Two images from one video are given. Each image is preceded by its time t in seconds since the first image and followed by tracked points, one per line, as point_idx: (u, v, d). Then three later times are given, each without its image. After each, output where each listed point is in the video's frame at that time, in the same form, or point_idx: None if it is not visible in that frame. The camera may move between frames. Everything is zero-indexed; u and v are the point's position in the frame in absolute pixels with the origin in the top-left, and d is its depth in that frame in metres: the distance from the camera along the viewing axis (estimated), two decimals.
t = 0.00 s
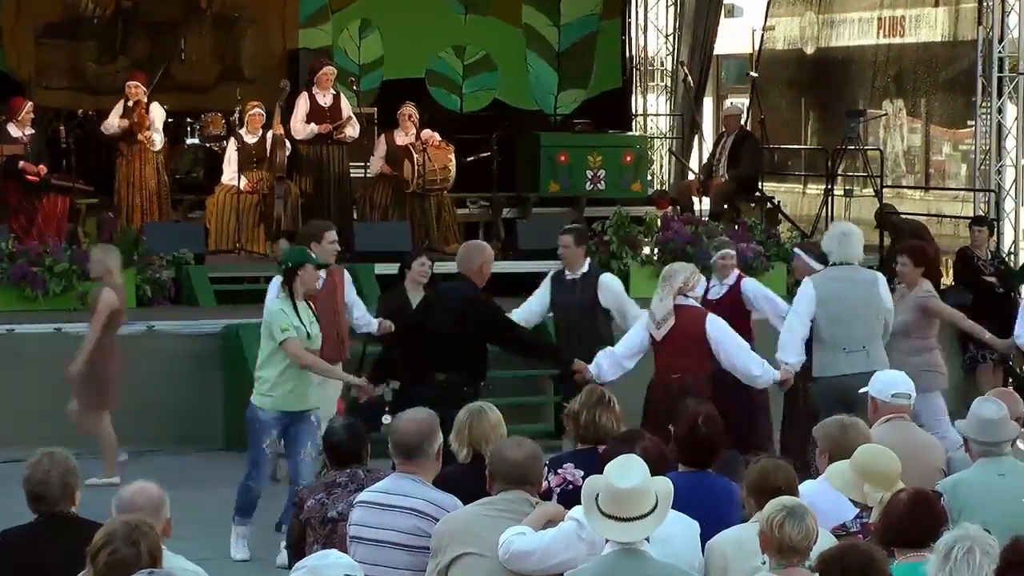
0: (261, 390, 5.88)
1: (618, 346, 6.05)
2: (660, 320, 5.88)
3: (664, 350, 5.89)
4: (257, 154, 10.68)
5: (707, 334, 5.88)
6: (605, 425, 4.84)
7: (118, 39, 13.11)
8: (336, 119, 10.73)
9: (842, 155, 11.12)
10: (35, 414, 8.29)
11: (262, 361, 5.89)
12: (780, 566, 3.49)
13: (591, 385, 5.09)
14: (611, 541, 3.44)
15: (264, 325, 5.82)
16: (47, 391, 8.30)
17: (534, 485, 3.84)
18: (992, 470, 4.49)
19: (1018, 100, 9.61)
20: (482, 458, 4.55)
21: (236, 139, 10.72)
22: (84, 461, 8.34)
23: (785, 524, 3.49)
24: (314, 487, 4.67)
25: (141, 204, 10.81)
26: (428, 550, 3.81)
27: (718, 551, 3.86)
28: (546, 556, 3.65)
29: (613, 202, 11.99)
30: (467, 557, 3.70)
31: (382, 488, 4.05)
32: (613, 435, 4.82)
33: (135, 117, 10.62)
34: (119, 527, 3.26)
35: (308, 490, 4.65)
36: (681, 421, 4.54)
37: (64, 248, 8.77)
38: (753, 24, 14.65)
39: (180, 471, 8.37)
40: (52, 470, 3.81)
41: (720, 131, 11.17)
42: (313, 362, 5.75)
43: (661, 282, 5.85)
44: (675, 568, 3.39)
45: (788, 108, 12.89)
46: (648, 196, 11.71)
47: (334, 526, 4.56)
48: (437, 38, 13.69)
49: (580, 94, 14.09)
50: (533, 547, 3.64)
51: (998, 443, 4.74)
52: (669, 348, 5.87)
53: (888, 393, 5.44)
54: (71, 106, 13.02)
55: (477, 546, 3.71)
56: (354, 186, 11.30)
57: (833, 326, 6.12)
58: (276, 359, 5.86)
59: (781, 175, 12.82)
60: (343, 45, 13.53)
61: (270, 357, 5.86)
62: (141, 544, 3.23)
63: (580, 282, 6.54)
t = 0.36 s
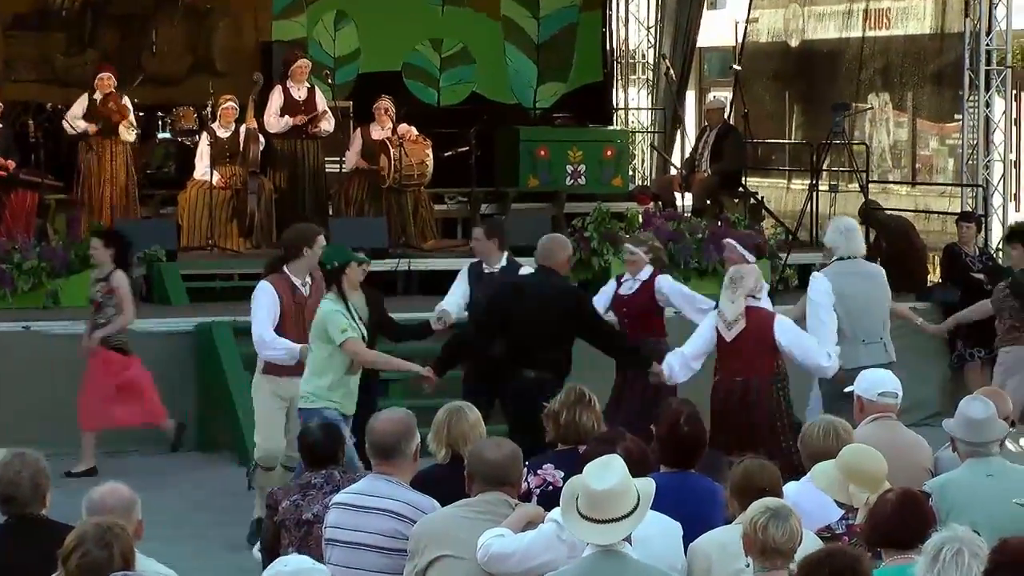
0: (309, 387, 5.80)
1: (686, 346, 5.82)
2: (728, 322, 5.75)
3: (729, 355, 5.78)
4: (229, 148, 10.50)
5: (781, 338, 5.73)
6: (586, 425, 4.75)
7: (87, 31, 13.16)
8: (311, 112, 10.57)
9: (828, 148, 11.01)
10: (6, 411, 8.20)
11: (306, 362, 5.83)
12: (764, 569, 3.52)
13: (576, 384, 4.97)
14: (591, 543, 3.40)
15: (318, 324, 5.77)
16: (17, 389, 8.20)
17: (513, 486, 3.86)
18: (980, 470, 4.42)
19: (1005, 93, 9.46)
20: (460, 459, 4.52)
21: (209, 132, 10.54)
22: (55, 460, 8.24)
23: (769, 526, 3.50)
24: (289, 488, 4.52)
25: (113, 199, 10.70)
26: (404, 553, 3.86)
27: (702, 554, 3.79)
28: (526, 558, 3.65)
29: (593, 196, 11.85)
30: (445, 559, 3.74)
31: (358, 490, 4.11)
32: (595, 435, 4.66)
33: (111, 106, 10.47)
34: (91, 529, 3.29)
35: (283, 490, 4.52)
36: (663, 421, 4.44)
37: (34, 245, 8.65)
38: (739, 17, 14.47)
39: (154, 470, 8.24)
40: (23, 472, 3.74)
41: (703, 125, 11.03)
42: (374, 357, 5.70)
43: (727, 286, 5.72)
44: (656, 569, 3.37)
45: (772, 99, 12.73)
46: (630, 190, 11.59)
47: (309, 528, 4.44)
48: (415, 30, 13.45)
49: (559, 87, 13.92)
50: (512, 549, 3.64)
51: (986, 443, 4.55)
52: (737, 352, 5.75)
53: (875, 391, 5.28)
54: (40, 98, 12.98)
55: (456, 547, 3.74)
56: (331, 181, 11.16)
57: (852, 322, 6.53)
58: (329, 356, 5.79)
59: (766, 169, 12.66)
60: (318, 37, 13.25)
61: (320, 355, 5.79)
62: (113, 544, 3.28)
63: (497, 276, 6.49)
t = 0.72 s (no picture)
0: (405, 370, 5.56)
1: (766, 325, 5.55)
2: (814, 299, 5.64)
3: (810, 329, 5.63)
4: (213, 133, 10.29)
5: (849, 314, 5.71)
6: (578, 414, 4.57)
7: (66, 12, 13.21)
8: (296, 93, 10.34)
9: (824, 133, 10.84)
10: None
11: (399, 344, 5.58)
12: (760, 561, 3.34)
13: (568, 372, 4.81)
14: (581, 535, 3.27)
15: (417, 309, 5.50)
16: None
17: (504, 476, 3.69)
18: (980, 460, 4.26)
19: (1005, 75, 9.29)
20: (447, 449, 4.37)
21: (192, 115, 10.34)
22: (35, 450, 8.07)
23: (765, 517, 3.33)
24: (274, 476, 4.29)
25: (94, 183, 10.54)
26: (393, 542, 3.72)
27: (697, 545, 3.65)
28: (513, 553, 3.50)
29: (584, 180, 11.72)
30: (435, 551, 3.58)
31: (344, 481, 3.88)
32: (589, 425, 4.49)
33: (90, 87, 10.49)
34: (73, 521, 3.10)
35: (267, 481, 4.29)
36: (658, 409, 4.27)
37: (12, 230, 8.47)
38: None
39: (136, 461, 8.04)
40: None
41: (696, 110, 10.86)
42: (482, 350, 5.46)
43: (807, 264, 5.61)
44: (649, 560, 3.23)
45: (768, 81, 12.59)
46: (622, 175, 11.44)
47: (295, 520, 4.21)
48: (401, 11, 13.29)
49: (550, 69, 13.63)
50: (503, 540, 3.49)
51: (988, 433, 4.38)
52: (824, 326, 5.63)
53: (871, 378, 5.11)
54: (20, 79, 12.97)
55: (445, 539, 3.58)
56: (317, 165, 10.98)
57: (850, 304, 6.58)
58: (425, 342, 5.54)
59: (761, 154, 12.52)
60: (304, 20, 13.17)
61: (417, 340, 5.54)
62: (96, 537, 3.06)
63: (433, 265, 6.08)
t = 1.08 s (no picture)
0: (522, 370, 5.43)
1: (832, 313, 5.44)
2: (868, 286, 5.85)
3: (871, 315, 5.83)
4: (202, 123, 10.12)
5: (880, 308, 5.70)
6: (576, 413, 4.45)
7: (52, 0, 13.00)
8: (286, 85, 10.20)
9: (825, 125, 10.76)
10: None
11: (514, 348, 5.43)
12: (761, 561, 3.26)
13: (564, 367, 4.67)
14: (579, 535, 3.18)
15: (538, 308, 5.39)
16: None
17: (497, 475, 3.58)
18: (985, 459, 4.15)
19: (1011, 65, 9.23)
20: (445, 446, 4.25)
21: (180, 106, 10.16)
22: (20, 449, 7.92)
23: (768, 518, 3.24)
24: (262, 477, 4.16)
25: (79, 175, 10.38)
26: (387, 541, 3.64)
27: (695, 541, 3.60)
28: (510, 552, 3.41)
29: (580, 173, 11.59)
30: (429, 552, 3.48)
31: (334, 480, 3.80)
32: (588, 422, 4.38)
33: (76, 75, 10.29)
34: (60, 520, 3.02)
35: (257, 479, 4.15)
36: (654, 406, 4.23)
37: None
38: None
39: (123, 458, 7.89)
40: None
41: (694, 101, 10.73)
42: (608, 345, 5.43)
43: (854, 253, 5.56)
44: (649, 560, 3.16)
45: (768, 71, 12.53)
46: (620, 166, 11.35)
47: (285, 521, 4.08)
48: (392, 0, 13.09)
49: (545, 59, 13.52)
50: (498, 541, 3.40)
51: (994, 431, 4.26)
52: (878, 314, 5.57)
53: (874, 375, 4.97)
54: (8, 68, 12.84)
55: (438, 540, 3.48)
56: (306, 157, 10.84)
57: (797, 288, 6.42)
58: (538, 342, 5.44)
59: (763, 146, 12.48)
60: (294, 7, 12.81)
61: (533, 340, 5.43)
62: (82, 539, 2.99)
63: (382, 265, 5.92)
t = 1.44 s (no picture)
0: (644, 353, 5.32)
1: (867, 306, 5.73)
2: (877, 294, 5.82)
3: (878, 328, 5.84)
4: (194, 119, 9.97)
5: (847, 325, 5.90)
6: (576, 414, 4.40)
7: None
8: (278, 80, 10.03)
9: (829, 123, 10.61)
10: None
11: (637, 335, 5.31)
12: (765, 567, 3.07)
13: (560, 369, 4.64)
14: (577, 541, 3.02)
15: (664, 296, 5.29)
16: None
17: (491, 477, 3.46)
18: (992, 459, 4.00)
19: (1019, 58, 9.10)
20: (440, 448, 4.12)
21: (171, 101, 10.01)
22: (7, 450, 7.77)
23: (774, 520, 3.05)
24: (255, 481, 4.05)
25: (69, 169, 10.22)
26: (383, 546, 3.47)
27: (697, 546, 3.43)
28: (511, 557, 3.27)
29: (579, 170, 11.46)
30: (426, 557, 3.35)
31: (330, 483, 3.67)
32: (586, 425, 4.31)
33: (69, 71, 10.14)
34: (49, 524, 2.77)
35: (250, 484, 4.03)
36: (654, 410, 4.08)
37: None
38: None
39: (114, 458, 7.74)
40: None
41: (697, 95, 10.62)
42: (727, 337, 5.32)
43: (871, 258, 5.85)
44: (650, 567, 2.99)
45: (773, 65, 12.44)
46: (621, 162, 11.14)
47: (279, 525, 3.96)
48: None
49: (545, 54, 13.27)
50: (496, 546, 3.26)
51: (1003, 434, 4.08)
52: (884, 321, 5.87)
53: (879, 375, 4.79)
54: None
55: (434, 545, 3.35)
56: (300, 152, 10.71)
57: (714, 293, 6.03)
58: (660, 328, 5.33)
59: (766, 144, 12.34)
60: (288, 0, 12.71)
61: (657, 330, 5.32)
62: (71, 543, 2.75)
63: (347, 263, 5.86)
